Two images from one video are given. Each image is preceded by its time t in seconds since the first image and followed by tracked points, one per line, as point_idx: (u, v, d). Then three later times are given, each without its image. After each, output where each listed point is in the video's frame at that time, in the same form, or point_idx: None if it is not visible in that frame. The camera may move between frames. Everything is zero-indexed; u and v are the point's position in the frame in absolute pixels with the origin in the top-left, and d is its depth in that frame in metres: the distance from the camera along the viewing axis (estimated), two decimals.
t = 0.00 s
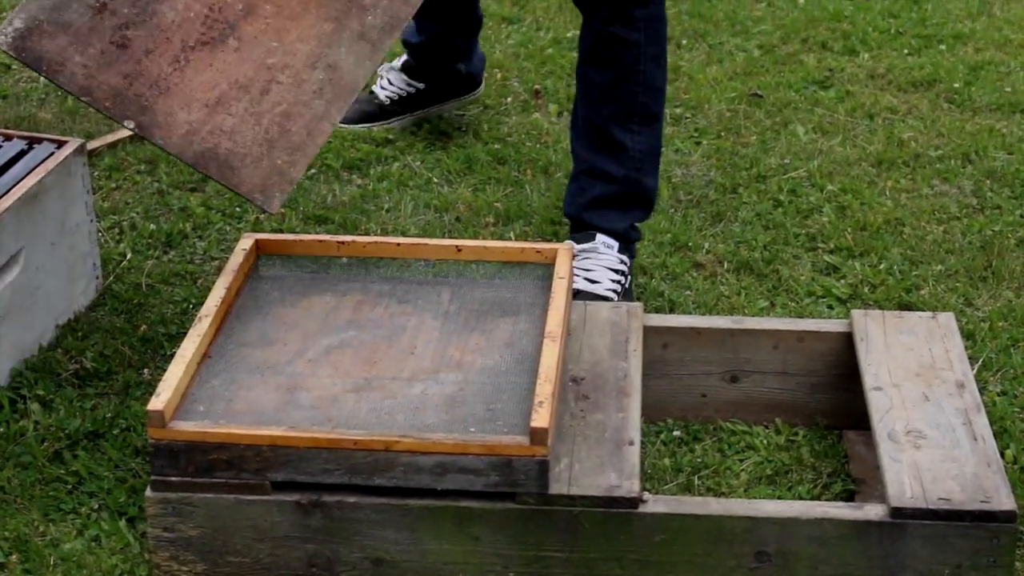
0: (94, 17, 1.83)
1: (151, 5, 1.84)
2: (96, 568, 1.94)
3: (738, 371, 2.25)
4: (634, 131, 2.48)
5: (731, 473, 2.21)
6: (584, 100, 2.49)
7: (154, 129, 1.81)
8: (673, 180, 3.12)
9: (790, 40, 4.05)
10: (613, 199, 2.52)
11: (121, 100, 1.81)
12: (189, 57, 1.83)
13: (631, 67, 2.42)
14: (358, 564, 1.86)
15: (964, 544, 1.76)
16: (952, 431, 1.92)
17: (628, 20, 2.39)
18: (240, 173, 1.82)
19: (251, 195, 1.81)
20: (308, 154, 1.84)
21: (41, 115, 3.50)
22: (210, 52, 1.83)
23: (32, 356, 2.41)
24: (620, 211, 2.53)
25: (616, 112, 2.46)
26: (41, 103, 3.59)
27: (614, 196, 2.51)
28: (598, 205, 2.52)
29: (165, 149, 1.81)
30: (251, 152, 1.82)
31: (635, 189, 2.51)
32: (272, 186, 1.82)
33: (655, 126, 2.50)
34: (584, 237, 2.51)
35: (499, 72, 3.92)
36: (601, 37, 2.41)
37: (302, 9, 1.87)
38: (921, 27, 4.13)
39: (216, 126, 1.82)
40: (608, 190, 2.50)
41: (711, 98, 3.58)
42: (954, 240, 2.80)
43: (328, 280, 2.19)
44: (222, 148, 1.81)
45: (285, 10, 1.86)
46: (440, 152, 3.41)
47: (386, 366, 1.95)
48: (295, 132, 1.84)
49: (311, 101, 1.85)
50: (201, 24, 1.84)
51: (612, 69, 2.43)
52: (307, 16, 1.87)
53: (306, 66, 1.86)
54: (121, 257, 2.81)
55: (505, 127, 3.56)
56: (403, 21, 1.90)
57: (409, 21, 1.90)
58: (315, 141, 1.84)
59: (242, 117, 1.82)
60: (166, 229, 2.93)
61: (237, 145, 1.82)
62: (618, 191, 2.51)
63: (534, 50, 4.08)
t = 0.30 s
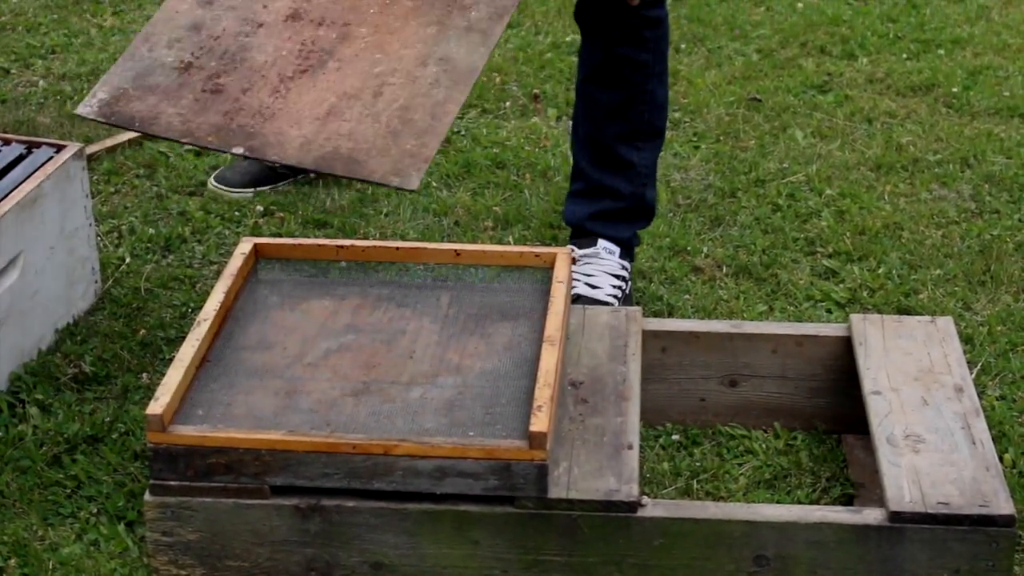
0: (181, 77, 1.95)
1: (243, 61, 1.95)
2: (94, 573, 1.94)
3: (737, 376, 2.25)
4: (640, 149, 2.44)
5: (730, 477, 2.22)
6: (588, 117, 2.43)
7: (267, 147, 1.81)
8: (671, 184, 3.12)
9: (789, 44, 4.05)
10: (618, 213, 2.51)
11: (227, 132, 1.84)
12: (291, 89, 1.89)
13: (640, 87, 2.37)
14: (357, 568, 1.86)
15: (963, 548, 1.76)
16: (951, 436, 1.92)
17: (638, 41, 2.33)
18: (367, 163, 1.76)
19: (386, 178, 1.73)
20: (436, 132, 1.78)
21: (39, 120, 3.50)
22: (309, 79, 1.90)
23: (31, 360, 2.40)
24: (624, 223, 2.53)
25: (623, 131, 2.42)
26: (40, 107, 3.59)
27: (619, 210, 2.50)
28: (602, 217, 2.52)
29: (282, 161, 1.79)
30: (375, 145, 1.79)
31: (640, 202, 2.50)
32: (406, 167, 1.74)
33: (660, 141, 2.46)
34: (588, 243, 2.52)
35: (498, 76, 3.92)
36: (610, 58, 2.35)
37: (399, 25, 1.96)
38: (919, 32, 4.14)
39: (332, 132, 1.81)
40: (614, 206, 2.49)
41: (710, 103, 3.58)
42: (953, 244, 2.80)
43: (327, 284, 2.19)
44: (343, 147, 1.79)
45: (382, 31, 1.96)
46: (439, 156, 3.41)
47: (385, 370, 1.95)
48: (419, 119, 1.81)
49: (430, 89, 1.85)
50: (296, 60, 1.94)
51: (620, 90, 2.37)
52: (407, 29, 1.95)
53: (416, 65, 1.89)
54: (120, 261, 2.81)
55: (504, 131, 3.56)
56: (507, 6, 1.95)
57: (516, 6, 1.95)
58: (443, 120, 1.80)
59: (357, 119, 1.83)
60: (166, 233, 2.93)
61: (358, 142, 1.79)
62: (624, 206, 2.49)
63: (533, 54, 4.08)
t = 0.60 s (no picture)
0: (284, 85, 1.89)
1: (339, 62, 1.91)
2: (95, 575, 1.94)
3: (738, 380, 2.25)
4: (635, 146, 2.45)
5: (730, 480, 2.22)
6: (580, 118, 2.44)
7: (396, 135, 1.79)
8: (672, 188, 3.12)
9: (790, 47, 4.06)
10: (618, 212, 2.51)
11: (350, 126, 1.80)
12: (397, 81, 1.88)
13: (631, 84, 2.39)
14: (358, 571, 1.86)
15: (964, 552, 1.76)
16: (952, 440, 1.92)
17: (627, 38, 2.35)
18: (499, 132, 1.77)
19: (523, 143, 1.74)
20: (557, 95, 1.80)
21: (40, 122, 3.50)
22: (412, 68, 1.89)
23: (32, 362, 2.40)
24: (625, 222, 2.53)
25: (617, 129, 2.43)
26: (41, 110, 3.59)
27: (619, 210, 2.50)
28: (602, 218, 2.52)
29: (413, 144, 1.77)
30: (501, 116, 1.80)
31: (639, 200, 2.51)
32: (539, 130, 1.76)
33: (654, 138, 2.47)
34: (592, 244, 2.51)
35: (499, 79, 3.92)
36: (600, 56, 2.36)
37: (480, 7, 1.98)
38: (920, 36, 4.14)
39: (455, 111, 1.82)
40: (614, 205, 2.49)
41: (711, 106, 3.58)
42: (954, 248, 2.80)
43: (328, 287, 2.19)
44: (471, 122, 1.79)
45: (465, 14, 1.97)
46: (440, 159, 3.41)
47: (386, 373, 1.95)
48: (534, 87, 1.84)
49: (536, 58, 1.88)
50: (392, 54, 1.92)
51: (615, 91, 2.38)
52: (490, 10, 1.98)
53: (511, 38, 1.92)
54: (121, 264, 2.81)
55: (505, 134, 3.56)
56: None
57: None
58: (558, 83, 1.83)
59: (474, 96, 1.83)
60: (167, 236, 2.93)
61: (482, 115, 1.80)
62: (623, 205, 2.49)
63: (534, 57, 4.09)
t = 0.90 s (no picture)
0: (341, 118, 1.88)
1: (392, 90, 1.90)
2: None
3: (741, 383, 2.25)
4: (639, 149, 2.45)
5: (734, 483, 2.22)
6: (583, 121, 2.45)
7: (453, 174, 1.82)
8: (676, 191, 3.13)
9: (793, 50, 4.06)
10: (622, 215, 2.51)
11: (409, 166, 1.83)
12: (450, 111, 1.88)
13: (634, 86, 2.40)
14: (362, 572, 1.87)
15: (968, 555, 1.77)
16: (955, 443, 1.93)
17: (630, 41, 2.36)
18: (552, 170, 1.80)
19: (576, 182, 1.78)
20: (606, 127, 1.83)
21: (44, 124, 3.50)
22: (462, 95, 1.89)
23: (35, 364, 2.40)
24: (628, 225, 2.53)
25: (619, 131, 2.43)
26: (44, 111, 3.59)
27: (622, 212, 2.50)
28: (606, 220, 2.51)
29: (470, 185, 1.81)
30: (552, 152, 1.82)
31: (642, 203, 2.51)
32: (590, 166, 1.79)
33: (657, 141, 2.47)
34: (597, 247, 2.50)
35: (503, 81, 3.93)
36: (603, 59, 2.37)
37: (522, 25, 1.95)
38: (923, 39, 4.14)
39: (507, 146, 1.83)
40: (618, 208, 2.49)
41: (715, 109, 3.59)
42: (957, 252, 2.80)
43: (332, 288, 2.20)
44: (525, 160, 1.82)
45: (509, 34, 1.94)
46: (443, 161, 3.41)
47: (390, 375, 1.95)
48: (582, 117, 1.85)
49: (582, 85, 1.88)
50: (441, 80, 1.91)
51: (618, 97, 2.38)
52: (532, 28, 1.95)
53: (556, 61, 1.91)
54: (125, 265, 2.82)
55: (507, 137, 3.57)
56: None
57: None
58: (606, 113, 1.84)
59: (525, 128, 1.85)
60: (171, 238, 2.93)
61: (535, 151, 1.82)
62: (627, 207, 2.50)
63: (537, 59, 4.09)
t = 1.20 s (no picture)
0: (318, 131, 1.90)
1: (366, 104, 1.92)
2: None
3: (742, 385, 2.26)
4: (638, 153, 2.46)
5: (734, 485, 2.22)
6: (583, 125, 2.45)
7: (423, 188, 1.83)
8: (676, 194, 3.13)
9: (794, 53, 4.06)
10: (623, 218, 2.51)
11: (381, 179, 1.84)
12: (422, 126, 1.89)
13: (635, 90, 2.40)
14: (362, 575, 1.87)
15: (967, 557, 1.77)
16: (955, 445, 1.93)
17: (630, 45, 2.36)
18: (520, 186, 1.81)
19: (543, 198, 1.79)
20: (573, 144, 1.85)
21: (46, 126, 3.51)
22: (435, 109, 1.91)
23: (37, 366, 2.41)
24: (628, 227, 2.53)
25: (620, 135, 2.43)
26: (46, 113, 3.60)
27: (623, 216, 2.50)
28: (607, 223, 2.51)
29: (441, 199, 1.82)
30: (519, 167, 1.83)
31: (642, 205, 2.51)
32: (556, 183, 1.81)
33: (656, 144, 2.48)
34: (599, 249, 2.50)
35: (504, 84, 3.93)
36: (603, 63, 2.37)
37: (494, 38, 1.98)
38: (924, 42, 4.15)
39: (478, 160, 1.84)
40: (619, 211, 2.50)
41: (715, 112, 3.59)
42: (958, 254, 2.80)
43: (333, 291, 2.20)
44: (494, 174, 1.83)
45: (482, 48, 1.97)
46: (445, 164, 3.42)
47: (391, 378, 1.96)
48: (550, 132, 1.86)
49: (551, 100, 1.90)
50: (415, 93, 1.92)
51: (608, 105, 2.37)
52: (503, 42, 1.97)
53: (526, 76, 1.93)
54: (126, 267, 2.82)
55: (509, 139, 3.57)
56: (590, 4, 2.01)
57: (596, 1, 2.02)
58: (574, 130, 1.86)
59: (495, 143, 1.86)
60: (172, 240, 2.94)
61: (502, 166, 1.84)
62: (628, 210, 2.50)
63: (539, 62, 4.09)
